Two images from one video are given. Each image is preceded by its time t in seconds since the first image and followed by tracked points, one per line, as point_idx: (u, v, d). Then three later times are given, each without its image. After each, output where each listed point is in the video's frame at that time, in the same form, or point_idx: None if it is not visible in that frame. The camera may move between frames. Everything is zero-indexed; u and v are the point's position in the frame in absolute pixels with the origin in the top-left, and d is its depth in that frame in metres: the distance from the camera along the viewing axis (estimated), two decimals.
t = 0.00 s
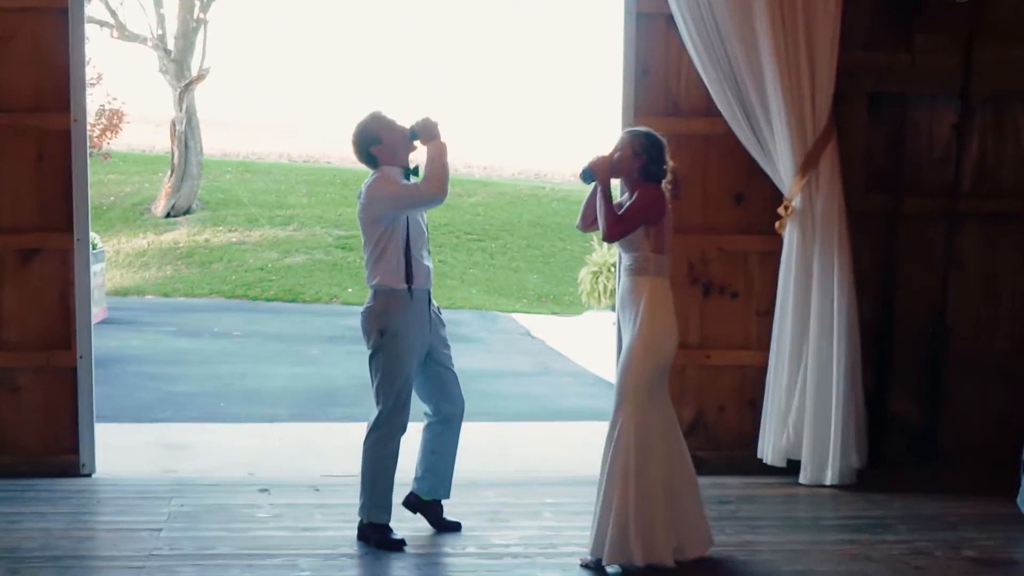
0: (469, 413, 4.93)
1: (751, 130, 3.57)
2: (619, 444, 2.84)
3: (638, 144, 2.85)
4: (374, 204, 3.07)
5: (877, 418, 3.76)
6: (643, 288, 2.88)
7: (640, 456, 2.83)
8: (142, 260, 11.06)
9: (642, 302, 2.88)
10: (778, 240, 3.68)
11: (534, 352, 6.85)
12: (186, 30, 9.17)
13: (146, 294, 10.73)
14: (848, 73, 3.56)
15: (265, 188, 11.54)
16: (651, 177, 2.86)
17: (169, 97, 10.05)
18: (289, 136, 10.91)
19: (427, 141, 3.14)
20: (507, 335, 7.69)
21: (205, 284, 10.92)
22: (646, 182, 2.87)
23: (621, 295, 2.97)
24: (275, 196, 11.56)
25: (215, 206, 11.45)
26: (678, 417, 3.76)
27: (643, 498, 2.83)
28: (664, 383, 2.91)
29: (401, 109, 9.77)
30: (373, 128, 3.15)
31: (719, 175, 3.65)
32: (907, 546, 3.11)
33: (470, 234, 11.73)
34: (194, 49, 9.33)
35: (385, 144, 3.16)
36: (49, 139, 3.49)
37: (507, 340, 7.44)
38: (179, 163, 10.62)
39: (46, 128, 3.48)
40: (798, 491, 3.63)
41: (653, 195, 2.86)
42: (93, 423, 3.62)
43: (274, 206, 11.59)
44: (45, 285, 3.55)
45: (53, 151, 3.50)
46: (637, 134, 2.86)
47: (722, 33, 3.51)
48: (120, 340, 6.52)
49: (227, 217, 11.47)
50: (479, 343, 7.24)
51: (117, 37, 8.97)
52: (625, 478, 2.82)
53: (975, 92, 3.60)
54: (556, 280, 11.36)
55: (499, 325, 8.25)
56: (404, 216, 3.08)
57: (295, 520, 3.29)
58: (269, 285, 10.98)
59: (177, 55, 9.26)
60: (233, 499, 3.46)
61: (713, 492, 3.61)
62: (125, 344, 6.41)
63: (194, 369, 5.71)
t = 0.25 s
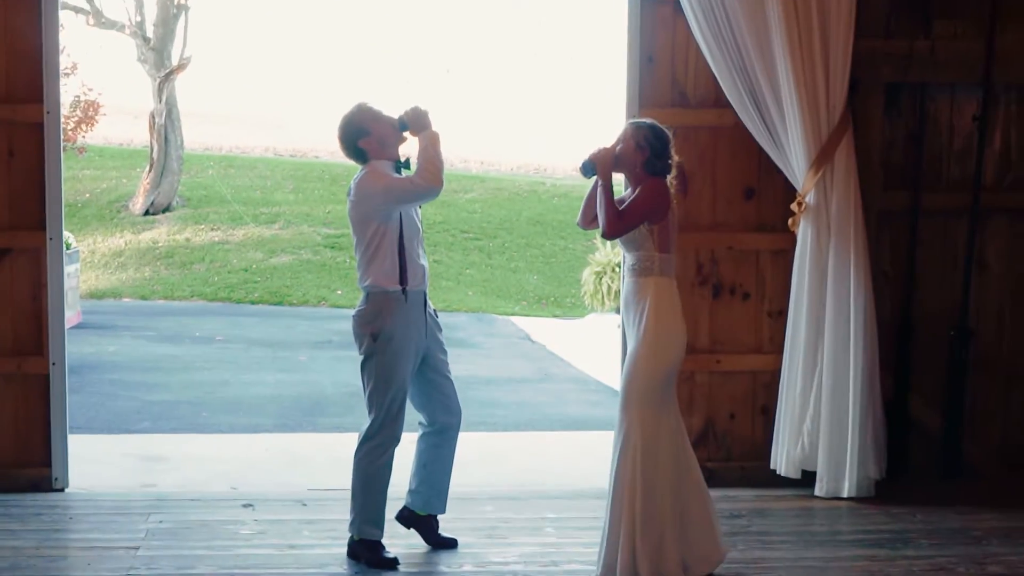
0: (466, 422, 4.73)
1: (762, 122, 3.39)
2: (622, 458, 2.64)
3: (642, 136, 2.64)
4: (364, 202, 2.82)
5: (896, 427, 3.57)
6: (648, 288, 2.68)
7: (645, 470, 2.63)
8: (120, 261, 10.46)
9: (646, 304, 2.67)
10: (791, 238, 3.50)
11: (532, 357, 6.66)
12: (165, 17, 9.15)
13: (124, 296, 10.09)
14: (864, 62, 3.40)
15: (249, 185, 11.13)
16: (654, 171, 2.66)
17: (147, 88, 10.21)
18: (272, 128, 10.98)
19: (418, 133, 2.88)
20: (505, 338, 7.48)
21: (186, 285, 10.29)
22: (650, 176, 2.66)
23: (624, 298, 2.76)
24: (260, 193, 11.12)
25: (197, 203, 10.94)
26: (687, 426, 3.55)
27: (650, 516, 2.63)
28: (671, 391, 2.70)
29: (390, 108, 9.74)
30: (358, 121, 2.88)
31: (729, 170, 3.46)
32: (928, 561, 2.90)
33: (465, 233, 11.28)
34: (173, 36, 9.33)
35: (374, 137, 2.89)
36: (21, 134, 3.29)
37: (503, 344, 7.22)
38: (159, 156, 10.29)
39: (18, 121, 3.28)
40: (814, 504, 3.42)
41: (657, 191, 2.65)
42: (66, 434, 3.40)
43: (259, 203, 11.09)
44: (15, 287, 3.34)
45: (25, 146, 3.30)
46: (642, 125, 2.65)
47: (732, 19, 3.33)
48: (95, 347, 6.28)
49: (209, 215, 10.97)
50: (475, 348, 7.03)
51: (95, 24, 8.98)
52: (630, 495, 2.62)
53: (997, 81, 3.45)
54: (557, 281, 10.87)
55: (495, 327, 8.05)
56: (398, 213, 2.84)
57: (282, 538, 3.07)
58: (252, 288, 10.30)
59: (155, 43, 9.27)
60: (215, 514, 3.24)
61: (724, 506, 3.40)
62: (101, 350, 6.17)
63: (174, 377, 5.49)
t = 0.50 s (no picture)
0: (464, 430, 4.55)
1: (771, 113, 3.25)
2: (628, 473, 2.45)
3: (642, 129, 2.40)
4: (351, 199, 2.62)
5: (913, 433, 3.42)
6: (652, 287, 2.45)
7: (653, 487, 2.43)
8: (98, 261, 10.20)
9: (650, 307, 2.45)
10: (802, 236, 3.36)
11: (531, 362, 6.47)
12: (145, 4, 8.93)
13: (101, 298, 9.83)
14: (875, 52, 3.28)
15: (234, 180, 10.93)
16: (657, 166, 2.41)
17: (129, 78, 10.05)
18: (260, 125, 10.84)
19: (408, 125, 2.68)
20: (503, 342, 7.29)
21: (168, 286, 10.02)
22: (651, 173, 2.42)
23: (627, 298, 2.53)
24: (247, 187, 10.90)
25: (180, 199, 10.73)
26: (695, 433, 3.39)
27: (659, 534, 2.44)
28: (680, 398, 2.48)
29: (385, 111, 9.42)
30: (344, 115, 2.68)
31: (736, 164, 3.33)
32: None
33: (461, 231, 11.03)
34: (154, 25, 9.13)
35: (361, 131, 2.70)
36: None
37: (500, 348, 7.04)
38: (140, 150, 10.00)
39: None
40: (828, 516, 3.25)
41: (661, 187, 2.41)
42: (39, 444, 3.21)
43: (245, 200, 10.86)
44: None
45: None
46: (642, 117, 2.41)
47: (738, 5, 3.20)
48: (73, 350, 6.07)
49: (192, 213, 10.72)
50: (472, 351, 6.85)
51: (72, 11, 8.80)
52: (636, 514, 2.43)
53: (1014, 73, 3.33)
54: (558, 281, 10.64)
55: (492, 330, 7.86)
56: (389, 209, 2.64)
57: (269, 553, 2.88)
58: (238, 288, 9.97)
59: (135, 31, 9.07)
60: (197, 529, 3.05)
61: (734, 518, 3.23)
62: (79, 354, 5.96)
63: (156, 384, 5.29)
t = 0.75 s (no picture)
0: (462, 438, 4.38)
1: (785, 105, 3.09)
2: (635, 485, 2.29)
3: (646, 122, 2.24)
4: (342, 200, 2.46)
5: (933, 439, 3.26)
6: (659, 287, 2.28)
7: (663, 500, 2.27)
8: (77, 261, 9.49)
9: (657, 308, 2.28)
10: (817, 233, 3.20)
11: (533, 366, 6.30)
12: None
13: (82, 298, 9.33)
14: (894, 40, 3.11)
15: (222, 175, 9.92)
16: (662, 162, 2.25)
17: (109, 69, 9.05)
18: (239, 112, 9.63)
19: (401, 117, 2.50)
20: (504, 345, 7.13)
21: (151, 287, 9.54)
22: (656, 169, 2.25)
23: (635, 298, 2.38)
24: (233, 183, 9.92)
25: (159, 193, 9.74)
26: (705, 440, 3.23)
27: (670, 551, 2.28)
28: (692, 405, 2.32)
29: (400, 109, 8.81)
30: (333, 107, 2.50)
31: (748, 158, 3.17)
32: None
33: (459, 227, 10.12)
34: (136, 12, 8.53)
35: (351, 125, 2.51)
36: None
37: (501, 351, 6.88)
38: (120, 142, 9.21)
39: None
40: (844, 527, 3.09)
41: (666, 185, 2.24)
42: (14, 454, 3.04)
43: (231, 195, 9.93)
44: None
45: None
46: (647, 110, 2.25)
47: None
48: (52, 355, 5.92)
49: (175, 208, 9.84)
50: (472, 356, 6.67)
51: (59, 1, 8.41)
52: (645, 529, 2.28)
53: None
54: (561, 281, 9.93)
55: (492, 332, 7.69)
56: (381, 206, 2.48)
57: (255, 566, 2.72)
58: (224, 288, 9.58)
59: (116, 19, 8.44)
60: (180, 542, 2.88)
61: (746, 529, 3.06)
62: (58, 359, 5.81)
63: (141, 390, 5.14)
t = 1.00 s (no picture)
0: (460, 446, 4.25)
1: (797, 96, 2.96)
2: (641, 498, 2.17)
3: (642, 117, 2.12)
4: (336, 198, 2.31)
5: (951, 445, 3.12)
6: (667, 289, 2.15)
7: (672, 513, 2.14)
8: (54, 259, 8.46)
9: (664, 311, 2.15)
10: (830, 230, 3.07)
11: (535, 370, 6.17)
12: None
13: (63, 301, 8.41)
14: (910, 29, 2.99)
15: (208, 170, 8.54)
16: (661, 156, 2.13)
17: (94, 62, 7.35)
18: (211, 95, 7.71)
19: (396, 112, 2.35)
20: (504, 348, 6.99)
21: (136, 288, 8.62)
22: (657, 164, 2.12)
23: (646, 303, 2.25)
24: (220, 179, 8.64)
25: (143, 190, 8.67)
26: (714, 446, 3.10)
27: (679, 565, 2.15)
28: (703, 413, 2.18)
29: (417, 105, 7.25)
30: (325, 100, 2.33)
31: (758, 152, 3.04)
32: None
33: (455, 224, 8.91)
34: None
35: (345, 118, 2.35)
36: None
37: (503, 355, 6.73)
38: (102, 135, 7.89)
39: None
40: (858, 537, 2.95)
41: (670, 180, 2.10)
42: None
43: (218, 191, 8.74)
44: None
45: None
46: (642, 103, 2.13)
47: None
48: (32, 359, 5.78)
49: (158, 203, 8.74)
50: (472, 360, 6.52)
51: None
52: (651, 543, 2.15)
53: None
54: (562, 281, 8.89)
55: (492, 335, 7.55)
56: (375, 203, 2.34)
57: None
58: (211, 290, 8.66)
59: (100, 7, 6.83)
60: (165, 554, 2.73)
61: (758, 540, 2.92)
62: (38, 362, 5.68)
63: (128, 395, 5.01)
